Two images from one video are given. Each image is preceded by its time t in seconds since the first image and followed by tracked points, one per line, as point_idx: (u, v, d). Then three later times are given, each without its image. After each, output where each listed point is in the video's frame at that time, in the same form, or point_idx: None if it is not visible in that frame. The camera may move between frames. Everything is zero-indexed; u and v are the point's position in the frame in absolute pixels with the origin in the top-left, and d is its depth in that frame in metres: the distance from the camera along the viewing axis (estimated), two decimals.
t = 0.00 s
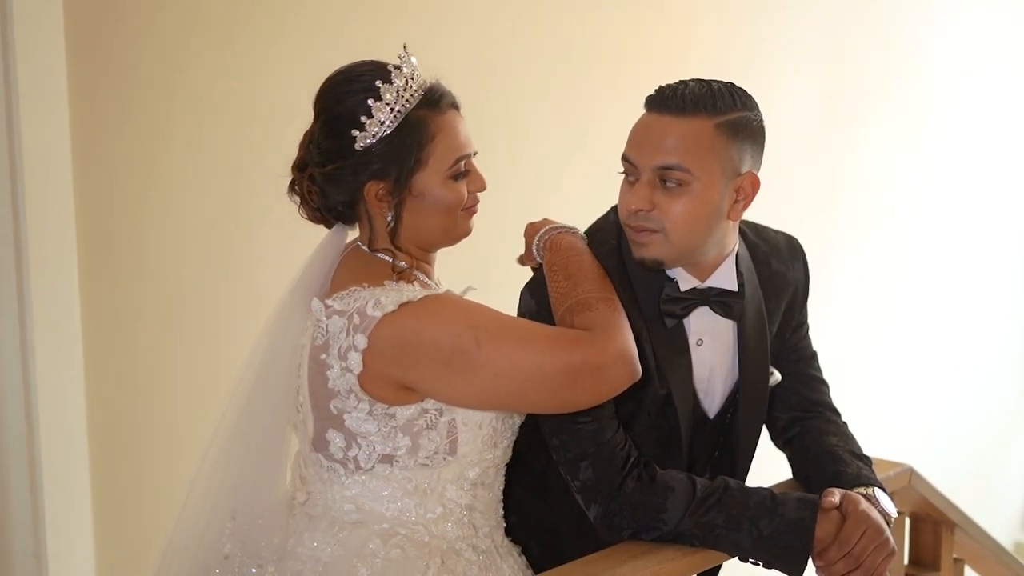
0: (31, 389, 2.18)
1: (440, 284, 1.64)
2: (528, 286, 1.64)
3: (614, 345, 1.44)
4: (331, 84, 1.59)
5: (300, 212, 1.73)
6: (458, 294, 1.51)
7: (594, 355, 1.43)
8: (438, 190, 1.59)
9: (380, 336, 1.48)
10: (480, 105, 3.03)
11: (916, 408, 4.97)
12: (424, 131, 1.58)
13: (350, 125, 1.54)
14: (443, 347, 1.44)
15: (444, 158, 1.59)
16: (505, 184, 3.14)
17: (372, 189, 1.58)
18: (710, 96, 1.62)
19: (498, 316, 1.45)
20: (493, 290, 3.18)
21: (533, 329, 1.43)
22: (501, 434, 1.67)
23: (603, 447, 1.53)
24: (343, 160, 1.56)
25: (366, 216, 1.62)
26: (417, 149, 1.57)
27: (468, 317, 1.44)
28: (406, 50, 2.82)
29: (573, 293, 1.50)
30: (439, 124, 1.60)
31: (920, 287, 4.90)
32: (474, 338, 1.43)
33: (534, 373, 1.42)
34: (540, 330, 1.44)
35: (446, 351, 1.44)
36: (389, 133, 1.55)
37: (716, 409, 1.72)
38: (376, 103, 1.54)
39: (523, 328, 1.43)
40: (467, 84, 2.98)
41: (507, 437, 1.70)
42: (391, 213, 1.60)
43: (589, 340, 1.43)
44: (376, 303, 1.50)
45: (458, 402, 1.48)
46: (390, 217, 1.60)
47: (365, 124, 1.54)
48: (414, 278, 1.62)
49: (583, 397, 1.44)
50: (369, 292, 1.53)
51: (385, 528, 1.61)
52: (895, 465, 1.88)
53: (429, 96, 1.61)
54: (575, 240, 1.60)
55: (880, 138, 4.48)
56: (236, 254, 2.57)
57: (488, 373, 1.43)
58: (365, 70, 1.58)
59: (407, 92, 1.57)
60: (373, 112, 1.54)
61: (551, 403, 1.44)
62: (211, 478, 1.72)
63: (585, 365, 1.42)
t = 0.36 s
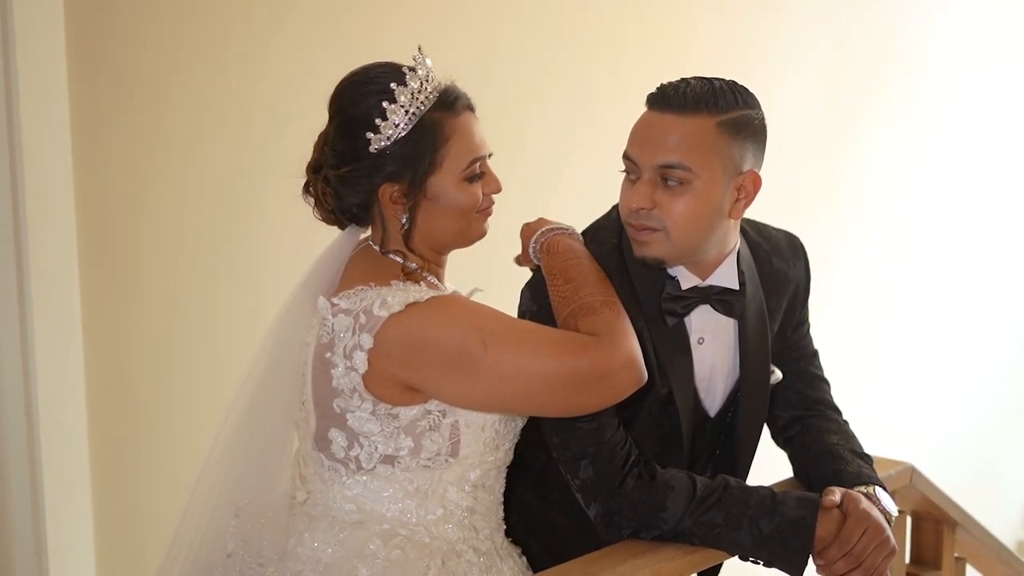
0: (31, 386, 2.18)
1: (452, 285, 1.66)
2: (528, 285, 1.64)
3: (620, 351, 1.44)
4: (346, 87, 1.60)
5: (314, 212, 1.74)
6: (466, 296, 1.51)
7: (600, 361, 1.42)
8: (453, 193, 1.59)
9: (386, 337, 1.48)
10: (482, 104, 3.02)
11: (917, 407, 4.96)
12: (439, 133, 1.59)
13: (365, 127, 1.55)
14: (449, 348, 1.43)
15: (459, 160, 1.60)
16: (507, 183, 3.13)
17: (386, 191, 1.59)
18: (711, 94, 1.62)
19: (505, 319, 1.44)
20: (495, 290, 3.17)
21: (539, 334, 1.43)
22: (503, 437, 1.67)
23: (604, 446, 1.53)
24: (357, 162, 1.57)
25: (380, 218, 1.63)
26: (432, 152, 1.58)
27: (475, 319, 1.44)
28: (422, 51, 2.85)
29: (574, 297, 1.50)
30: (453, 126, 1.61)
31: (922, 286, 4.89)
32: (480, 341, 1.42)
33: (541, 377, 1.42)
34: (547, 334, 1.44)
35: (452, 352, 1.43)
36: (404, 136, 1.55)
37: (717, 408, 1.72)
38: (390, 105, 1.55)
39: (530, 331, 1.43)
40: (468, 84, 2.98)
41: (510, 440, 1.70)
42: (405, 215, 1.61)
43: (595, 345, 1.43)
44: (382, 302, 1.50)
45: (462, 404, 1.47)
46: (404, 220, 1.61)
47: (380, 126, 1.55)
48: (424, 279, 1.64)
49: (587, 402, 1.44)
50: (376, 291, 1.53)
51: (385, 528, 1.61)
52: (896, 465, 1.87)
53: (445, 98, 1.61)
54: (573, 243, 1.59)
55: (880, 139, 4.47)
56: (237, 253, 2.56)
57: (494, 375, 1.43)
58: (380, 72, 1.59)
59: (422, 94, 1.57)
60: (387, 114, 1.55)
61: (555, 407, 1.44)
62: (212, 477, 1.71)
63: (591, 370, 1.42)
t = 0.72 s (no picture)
0: (32, 385, 2.19)
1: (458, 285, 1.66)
2: (524, 283, 1.64)
3: (620, 346, 1.44)
4: (358, 85, 1.60)
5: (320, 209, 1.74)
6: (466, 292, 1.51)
7: (600, 356, 1.42)
8: (462, 194, 1.60)
9: (388, 331, 1.48)
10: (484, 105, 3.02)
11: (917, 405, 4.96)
12: (451, 134, 1.60)
13: (378, 127, 1.56)
14: (449, 342, 1.44)
15: (470, 161, 1.60)
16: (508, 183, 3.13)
17: (396, 192, 1.60)
18: (709, 91, 1.62)
19: (506, 314, 1.44)
20: (496, 289, 3.18)
21: (540, 328, 1.43)
22: (505, 436, 1.67)
23: (603, 443, 1.53)
24: (369, 161, 1.58)
25: (389, 219, 1.63)
26: (444, 152, 1.59)
27: (476, 313, 1.44)
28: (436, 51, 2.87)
29: (566, 298, 1.50)
30: (465, 127, 1.61)
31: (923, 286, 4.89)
32: (481, 335, 1.42)
33: (541, 372, 1.42)
34: (547, 329, 1.43)
35: (453, 346, 1.44)
36: (417, 136, 1.56)
37: (717, 405, 1.72)
38: (404, 105, 1.55)
39: (530, 326, 1.43)
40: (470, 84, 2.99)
41: (511, 438, 1.70)
42: (414, 216, 1.61)
43: (595, 340, 1.43)
44: (382, 297, 1.51)
45: (463, 399, 1.47)
46: (413, 220, 1.62)
47: (393, 126, 1.55)
48: (429, 278, 1.64)
49: (588, 398, 1.44)
50: (376, 287, 1.54)
51: (386, 526, 1.61)
52: (897, 461, 1.87)
53: (458, 98, 1.62)
54: (559, 247, 1.58)
55: (881, 139, 4.47)
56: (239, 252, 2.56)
57: (495, 369, 1.43)
58: (392, 71, 1.59)
59: (435, 95, 1.58)
60: (400, 114, 1.55)
61: (555, 402, 1.43)
62: (212, 474, 1.72)
63: (591, 365, 1.42)
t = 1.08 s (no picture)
0: (32, 381, 2.20)
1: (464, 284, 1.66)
2: (524, 280, 1.64)
3: (622, 340, 1.43)
4: (365, 84, 1.60)
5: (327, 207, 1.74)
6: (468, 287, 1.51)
7: (602, 349, 1.42)
8: (469, 194, 1.60)
9: (390, 326, 1.48)
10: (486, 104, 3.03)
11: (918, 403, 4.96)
12: (458, 133, 1.60)
13: (385, 126, 1.56)
14: (451, 336, 1.44)
15: (477, 161, 1.60)
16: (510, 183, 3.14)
17: (404, 190, 1.60)
18: (707, 86, 1.62)
19: (507, 307, 1.45)
20: (498, 288, 3.18)
21: (540, 322, 1.43)
22: (506, 434, 1.67)
23: (602, 439, 1.53)
24: (376, 160, 1.58)
25: (395, 217, 1.63)
26: (450, 152, 1.59)
27: (477, 307, 1.44)
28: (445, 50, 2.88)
29: (565, 294, 1.50)
30: (473, 126, 1.61)
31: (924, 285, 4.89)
32: (482, 328, 1.42)
33: (543, 364, 1.41)
34: (548, 322, 1.43)
35: (454, 339, 1.44)
36: (423, 135, 1.56)
37: (717, 402, 1.72)
38: (410, 104, 1.55)
39: (531, 319, 1.43)
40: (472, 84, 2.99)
41: (513, 436, 1.70)
42: (421, 215, 1.61)
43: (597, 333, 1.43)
44: (384, 292, 1.51)
45: (464, 393, 1.47)
46: (421, 219, 1.62)
47: (399, 125, 1.55)
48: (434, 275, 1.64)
49: (591, 391, 1.43)
50: (378, 281, 1.53)
51: (386, 523, 1.61)
52: (898, 457, 1.87)
53: (466, 98, 1.62)
54: (557, 244, 1.57)
55: (882, 139, 4.47)
56: (241, 250, 2.56)
57: (496, 362, 1.43)
58: (400, 71, 1.59)
59: (443, 94, 1.58)
60: (407, 113, 1.55)
61: (558, 395, 1.43)
62: (211, 470, 1.72)
63: (592, 358, 1.41)
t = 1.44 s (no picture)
0: (33, 377, 2.20)
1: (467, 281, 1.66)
2: (525, 277, 1.64)
3: (623, 339, 1.43)
4: (369, 81, 1.60)
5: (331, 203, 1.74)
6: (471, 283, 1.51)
7: (604, 348, 1.42)
8: (472, 191, 1.60)
9: (392, 321, 1.48)
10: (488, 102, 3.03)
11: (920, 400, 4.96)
12: (461, 130, 1.59)
13: (388, 123, 1.55)
14: (453, 332, 1.43)
15: (480, 158, 1.60)
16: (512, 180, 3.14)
17: (407, 187, 1.60)
18: (708, 81, 1.61)
19: (510, 305, 1.44)
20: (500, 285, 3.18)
21: (543, 320, 1.43)
22: (508, 431, 1.67)
23: (603, 434, 1.53)
24: (379, 157, 1.57)
25: (398, 213, 1.63)
26: (453, 149, 1.59)
27: (480, 304, 1.44)
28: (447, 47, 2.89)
29: (566, 293, 1.49)
30: (476, 124, 1.61)
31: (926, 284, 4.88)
32: (484, 325, 1.42)
33: (544, 363, 1.41)
34: (551, 320, 1.43)
35: (456, 335, 1.43)
36: (426, 132, 1.56)
37: (720, 398, 1.72)
38: (413, 101, 1.55)
39: (533, 317, 1.43)
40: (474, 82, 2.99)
41: (514, 432, 1.69)
42: (424, 212, 1.61)
43: (600, 332, 1.42)
44: (387, 287, 1.50)
45: (465, 389, 1.47)
46: (423, 216, 1.61)
47: (402, 122, 1.55)
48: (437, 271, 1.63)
49: (592, 390, 1.43)
50: (381, 276, 1.53)
51: (385, 518, 1.61)
52: (900, 454, 1.86)
53: (469, 95, 1.61)
54: (557, 242, 1.57)
55: (883, 138, 4.47)
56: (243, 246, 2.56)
57: (498, 360, 1.42)
58: (403, 68, 1.59)
59: (447, 91, 1.58)
60: (410, 110, 1.55)
61: (559, 394, 1.43)
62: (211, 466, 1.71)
63: (594, 357, 1.41)
